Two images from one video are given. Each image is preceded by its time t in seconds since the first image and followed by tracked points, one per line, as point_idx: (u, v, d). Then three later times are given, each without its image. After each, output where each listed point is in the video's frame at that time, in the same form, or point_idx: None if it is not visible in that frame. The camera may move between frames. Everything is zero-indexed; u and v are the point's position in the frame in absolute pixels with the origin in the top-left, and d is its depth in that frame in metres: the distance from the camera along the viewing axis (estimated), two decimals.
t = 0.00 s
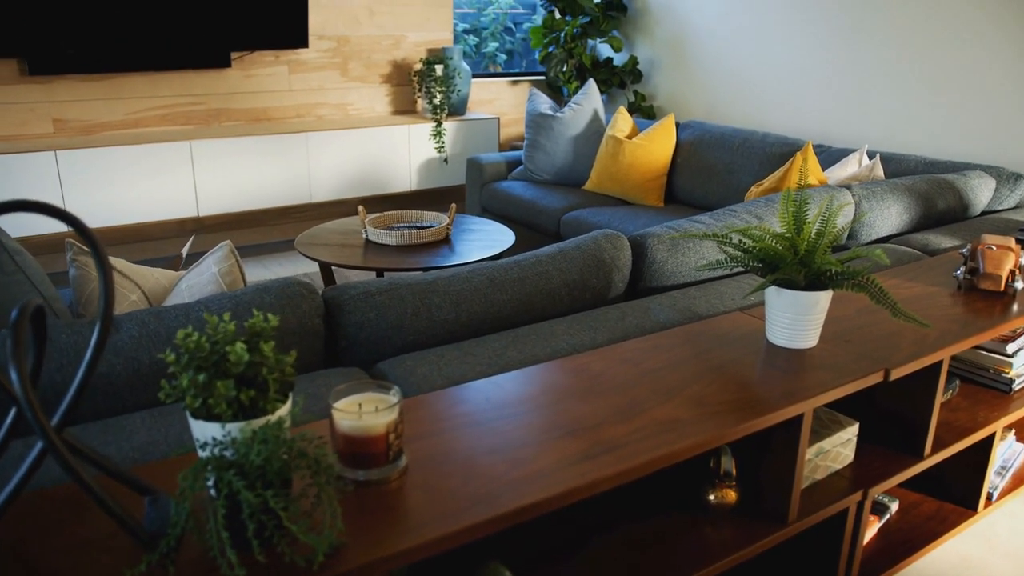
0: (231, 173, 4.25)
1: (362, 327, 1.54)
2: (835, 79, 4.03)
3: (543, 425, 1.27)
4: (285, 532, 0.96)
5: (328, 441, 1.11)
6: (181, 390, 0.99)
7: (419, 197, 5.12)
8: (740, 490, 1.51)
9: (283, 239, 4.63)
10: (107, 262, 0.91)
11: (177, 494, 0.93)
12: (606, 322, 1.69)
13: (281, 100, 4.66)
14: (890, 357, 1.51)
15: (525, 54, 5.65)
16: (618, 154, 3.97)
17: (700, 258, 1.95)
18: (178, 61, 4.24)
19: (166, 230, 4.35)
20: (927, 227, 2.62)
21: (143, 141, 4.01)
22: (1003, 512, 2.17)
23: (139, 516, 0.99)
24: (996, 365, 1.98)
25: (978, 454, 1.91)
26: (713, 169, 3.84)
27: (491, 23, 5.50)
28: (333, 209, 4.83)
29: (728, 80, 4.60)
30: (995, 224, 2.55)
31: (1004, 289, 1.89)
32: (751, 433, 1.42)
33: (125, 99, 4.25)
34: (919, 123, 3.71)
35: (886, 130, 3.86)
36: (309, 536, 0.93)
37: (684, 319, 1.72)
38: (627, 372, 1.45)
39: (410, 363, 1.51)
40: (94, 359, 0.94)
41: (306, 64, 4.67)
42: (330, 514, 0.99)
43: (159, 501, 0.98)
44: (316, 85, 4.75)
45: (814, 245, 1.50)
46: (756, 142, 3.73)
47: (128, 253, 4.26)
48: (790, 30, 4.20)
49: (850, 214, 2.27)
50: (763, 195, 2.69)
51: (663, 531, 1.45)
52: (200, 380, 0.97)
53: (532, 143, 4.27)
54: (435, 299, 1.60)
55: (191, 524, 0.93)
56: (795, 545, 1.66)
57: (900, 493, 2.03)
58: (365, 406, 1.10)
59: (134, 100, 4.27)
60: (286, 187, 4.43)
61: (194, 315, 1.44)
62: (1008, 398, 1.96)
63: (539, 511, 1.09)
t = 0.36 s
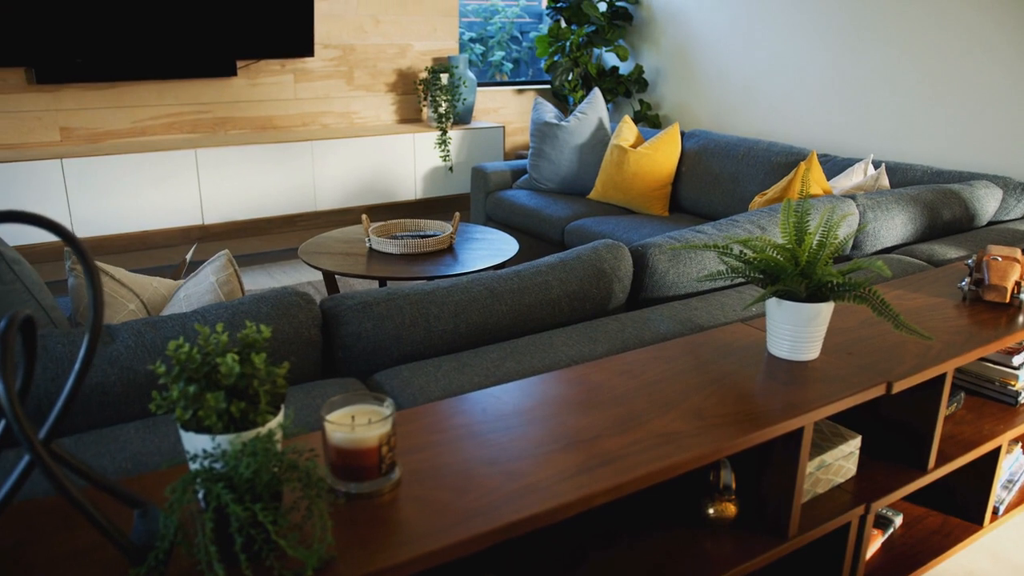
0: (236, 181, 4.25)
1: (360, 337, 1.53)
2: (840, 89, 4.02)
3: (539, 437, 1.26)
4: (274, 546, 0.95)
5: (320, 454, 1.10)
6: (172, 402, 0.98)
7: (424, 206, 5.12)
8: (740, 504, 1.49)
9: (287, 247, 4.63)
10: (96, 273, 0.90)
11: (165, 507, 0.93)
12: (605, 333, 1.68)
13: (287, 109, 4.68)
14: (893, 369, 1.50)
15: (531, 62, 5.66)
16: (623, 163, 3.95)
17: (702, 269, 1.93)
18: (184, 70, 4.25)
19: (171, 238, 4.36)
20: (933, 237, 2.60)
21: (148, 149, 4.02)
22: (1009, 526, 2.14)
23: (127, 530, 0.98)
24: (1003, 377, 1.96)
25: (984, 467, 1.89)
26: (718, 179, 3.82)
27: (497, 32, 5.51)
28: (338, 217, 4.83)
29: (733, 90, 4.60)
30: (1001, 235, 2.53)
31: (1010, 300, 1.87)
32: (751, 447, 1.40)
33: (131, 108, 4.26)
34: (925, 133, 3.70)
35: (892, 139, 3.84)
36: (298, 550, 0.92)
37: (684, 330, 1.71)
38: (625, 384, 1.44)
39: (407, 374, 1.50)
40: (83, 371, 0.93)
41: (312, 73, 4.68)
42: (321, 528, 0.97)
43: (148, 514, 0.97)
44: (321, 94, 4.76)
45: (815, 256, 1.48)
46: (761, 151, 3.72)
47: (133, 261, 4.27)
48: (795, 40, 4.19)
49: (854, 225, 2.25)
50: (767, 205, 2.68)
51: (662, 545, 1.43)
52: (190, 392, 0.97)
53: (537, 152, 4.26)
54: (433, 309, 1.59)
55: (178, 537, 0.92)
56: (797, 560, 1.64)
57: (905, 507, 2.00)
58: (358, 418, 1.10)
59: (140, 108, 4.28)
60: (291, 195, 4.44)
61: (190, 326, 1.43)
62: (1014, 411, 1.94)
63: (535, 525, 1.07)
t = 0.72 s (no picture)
0: (240, 190, 4.26)
1: (356, 347, 1.52)
2: (845, 99, 4.01)
3: (535, 450, 1.24)
4: (261, 560, 0.94)
5: (311, 466, 1.09)
6: (161, 414, 0.98)
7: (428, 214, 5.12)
8: (738, 518, 1.47)
9: (291, 255, 4.64)
10: (85, 284, 0.90)
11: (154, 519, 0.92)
12: (604, 344, 1.66)
13: (292, 117, 4.69)
14: (894, 382, 1.48)
15: (537, 71, 5.68)
16: (627, 172, 3.95)
17: (702, 279, 1.92)
18: (189, 78, 4.27)
19: (175, 245, 4.37)
20: (938, 247, 2.58)
21: (152, 157, 4.03)
22: (1015, 541, 2.11)
23: (115, 543, 0.97)
24: (1008, 389, 1.94)
25: (988, 480, 1.87)
26: (722, 188, 3.81)
27: (503, 41, 5.52)
28: (342, 225, 4.84)
29: (738, 99, 4.59)
30: (1007, 245, 2.51)
31: (1014, 311, 1.85)
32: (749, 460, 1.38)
33: (137, 116, 4.28)
34: (932, 143, 3.68)
35: (898, 148, 3.82)
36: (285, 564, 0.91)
37: (684, 341, 1.70)
38: (622, 397, 1.42)
39: (403, 386, 1.49)
40: (71, 383, 0.92)
41: (316, 81, 4.70)
42: (309, 542, 0.96)
43: (137, 526, 0.96)
44: (326, 103, 4.77)
45: (816, 267, 1.47)
46: (766, 160, 3.70)
47: (138, 269, 4.28)
48: (800, 50, 4.18)
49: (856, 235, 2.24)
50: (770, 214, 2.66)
51: (658, 560, 1.41)
52: (179, 404, 0.96)
53: (540, 161, 4.26)
54: (430, 319, 1.58)
55: (165, 550, 0.91)
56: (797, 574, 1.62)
57: (908, 520, 1.98)
58: (350, 430, 1.09)
59: (144, 116, 4.30)
60: (295, 204, 4.45)
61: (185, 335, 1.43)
62: (1019, 424, 1.92)
63: (529, 538, 1.06)
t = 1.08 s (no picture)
0: (244, 198, 4.27)
1: (352, 357, 1.51)
2: (849, 108, 3.99)
3: (529, 463, 1.23)
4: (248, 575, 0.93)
5: (302, 478, 1.08)
6: (149, 425, 0.97)
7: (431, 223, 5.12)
8: (737, 532, 1.45)
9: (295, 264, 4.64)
10: (71, 295, 0.89)
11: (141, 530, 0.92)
12: (602, 355, 1.65)
13: (295, 126, 4.70)
14: (894, 395, 1.46)
15: (542, 80, 5.68)
16: (630, 181, 3.94)
17: (702, 290, 1.91)
18: (193, 88, 4.29)
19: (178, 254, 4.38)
20: (941, 258, 2.56)
21: (156, 166, 4.05)
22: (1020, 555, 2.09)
23: (101, 556, 0.96)
24: (1011, 402, 1.92)
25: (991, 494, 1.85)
26: (725, 198, 3.80)
27: (507, 50, 5.52)
28: (345, 234, 4.84)
29: (742, 109, 4.57)
30: (1011, 256, 2.49)
31: (1017, 323, 1.83)
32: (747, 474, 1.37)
33: (140, 124, 4.29)
34: (937, 153, 3.66)
35: (902, 157, 3.80)
36: None
37: (683, 352, 1.68)
38: (619, 409, 1.41)
39: (398, 397, 1.48)
40: (58, 394, 0.91)
41: (320, 90, 4.71)
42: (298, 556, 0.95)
43: (124, 539, 0.95)
44: (330, 112, 4.78)
45: (815, 278, 1.46)
46: (769, 170, 3.69)
47: (141, 277, 4.29)
48: (804, 59, 4.17)
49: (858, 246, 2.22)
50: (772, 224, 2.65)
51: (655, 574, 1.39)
52: (168, 416, 0.95)
53: (544, 170, 4.26)
54: (426, 330, 1.57)
55: (151, 563, 0.90)
56: None
57: (911, 534, 1.95)
58: (341, 442, 1.08)
59: (148, 125, 4.31)
60: (298, 213, 4.45)
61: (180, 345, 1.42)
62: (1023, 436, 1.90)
63: (522, 553, 1.05)
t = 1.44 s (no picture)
0: (248, 206, 4.28)
1: (347, 367, 1.51)
2: (854, 117, 3.98)
3: (524, 475, 1.22)
4: None
5: (292, 489, 1.07)
6: (138, 436, 0.96)
7: (435, 231, 5.12)
8: (734, 545, 1.44)
9: (299, 271, 4.64)
10: (58, 303, 0.88)
11: (128, 543, 0.91)
12: (599, 365, 1.64)
13: (300, 134, 4.71)
14: (895, 407, 1.44)
15: (546, 88, 5.68)
16: (633, 190, 3.93)
17: (702, 300, 1.90)
18: (198, 96, 4.30)
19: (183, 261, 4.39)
20: (945, 267, 2.54)
21: (160, 174, 4.05)
22: None
23: (87, 568, 0.95)
24: (1015, 414, 1.90)
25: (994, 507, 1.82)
26: (728, 207, 3.79)
27: (512, 58, 5.53)
28: (349, 242, 4.84)
29: (747, 117, 4.56)
30: (1015, 266, 2.47)
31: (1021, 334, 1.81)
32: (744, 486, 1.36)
33: (144, 132, 4.30)
34: (943, 162, 3.64)
35: (908, 166, 3.78)
36: None
37: (681, 363, 1.67)
38: (616, 420, 1.39)
39: (393, 407, 1.47)
40: (45, 404, 0.90)
41: (325, 98, 4.72)
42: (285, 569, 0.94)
43: (111, 552, 0.94)
44: (334, 120, 4.79)
45: (814, 289, 1.44)
46: (773, 178, 3.68)
47: (145, 284, 4.30)
48: (809, 67, 4.16)
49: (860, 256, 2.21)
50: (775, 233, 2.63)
51: None
52: (156, 426, 0.95)
53: (547, 178, 4.25)
54: (422, 339, 1.57)
55: None
56: None
57: (913, 547, 1.93)
58: (331, 454, 1.07)
59: (152, 133, 4.32)
60: (302, 220, 4.45)
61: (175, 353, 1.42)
62: None
63: (513, 566, 1.04)
